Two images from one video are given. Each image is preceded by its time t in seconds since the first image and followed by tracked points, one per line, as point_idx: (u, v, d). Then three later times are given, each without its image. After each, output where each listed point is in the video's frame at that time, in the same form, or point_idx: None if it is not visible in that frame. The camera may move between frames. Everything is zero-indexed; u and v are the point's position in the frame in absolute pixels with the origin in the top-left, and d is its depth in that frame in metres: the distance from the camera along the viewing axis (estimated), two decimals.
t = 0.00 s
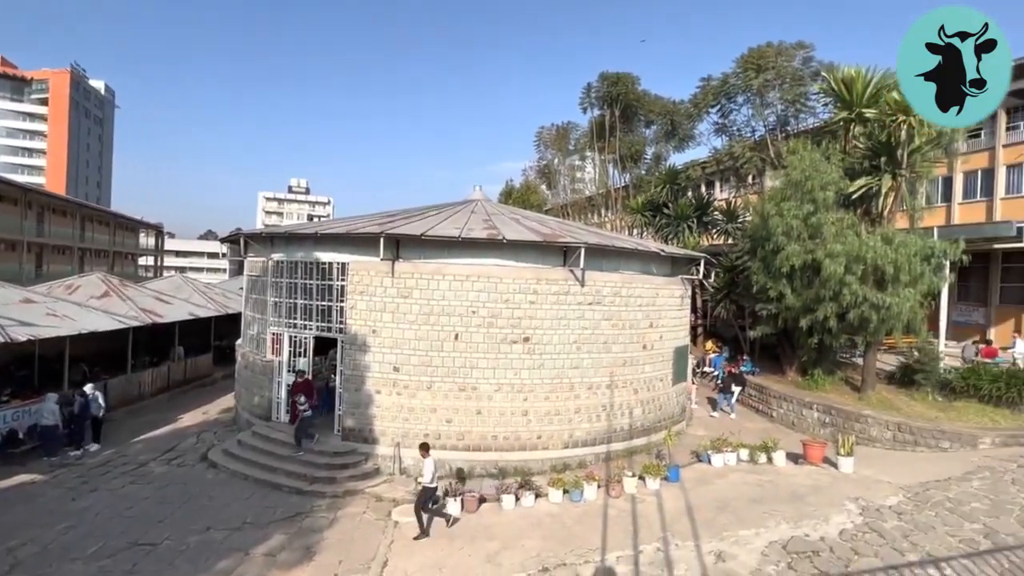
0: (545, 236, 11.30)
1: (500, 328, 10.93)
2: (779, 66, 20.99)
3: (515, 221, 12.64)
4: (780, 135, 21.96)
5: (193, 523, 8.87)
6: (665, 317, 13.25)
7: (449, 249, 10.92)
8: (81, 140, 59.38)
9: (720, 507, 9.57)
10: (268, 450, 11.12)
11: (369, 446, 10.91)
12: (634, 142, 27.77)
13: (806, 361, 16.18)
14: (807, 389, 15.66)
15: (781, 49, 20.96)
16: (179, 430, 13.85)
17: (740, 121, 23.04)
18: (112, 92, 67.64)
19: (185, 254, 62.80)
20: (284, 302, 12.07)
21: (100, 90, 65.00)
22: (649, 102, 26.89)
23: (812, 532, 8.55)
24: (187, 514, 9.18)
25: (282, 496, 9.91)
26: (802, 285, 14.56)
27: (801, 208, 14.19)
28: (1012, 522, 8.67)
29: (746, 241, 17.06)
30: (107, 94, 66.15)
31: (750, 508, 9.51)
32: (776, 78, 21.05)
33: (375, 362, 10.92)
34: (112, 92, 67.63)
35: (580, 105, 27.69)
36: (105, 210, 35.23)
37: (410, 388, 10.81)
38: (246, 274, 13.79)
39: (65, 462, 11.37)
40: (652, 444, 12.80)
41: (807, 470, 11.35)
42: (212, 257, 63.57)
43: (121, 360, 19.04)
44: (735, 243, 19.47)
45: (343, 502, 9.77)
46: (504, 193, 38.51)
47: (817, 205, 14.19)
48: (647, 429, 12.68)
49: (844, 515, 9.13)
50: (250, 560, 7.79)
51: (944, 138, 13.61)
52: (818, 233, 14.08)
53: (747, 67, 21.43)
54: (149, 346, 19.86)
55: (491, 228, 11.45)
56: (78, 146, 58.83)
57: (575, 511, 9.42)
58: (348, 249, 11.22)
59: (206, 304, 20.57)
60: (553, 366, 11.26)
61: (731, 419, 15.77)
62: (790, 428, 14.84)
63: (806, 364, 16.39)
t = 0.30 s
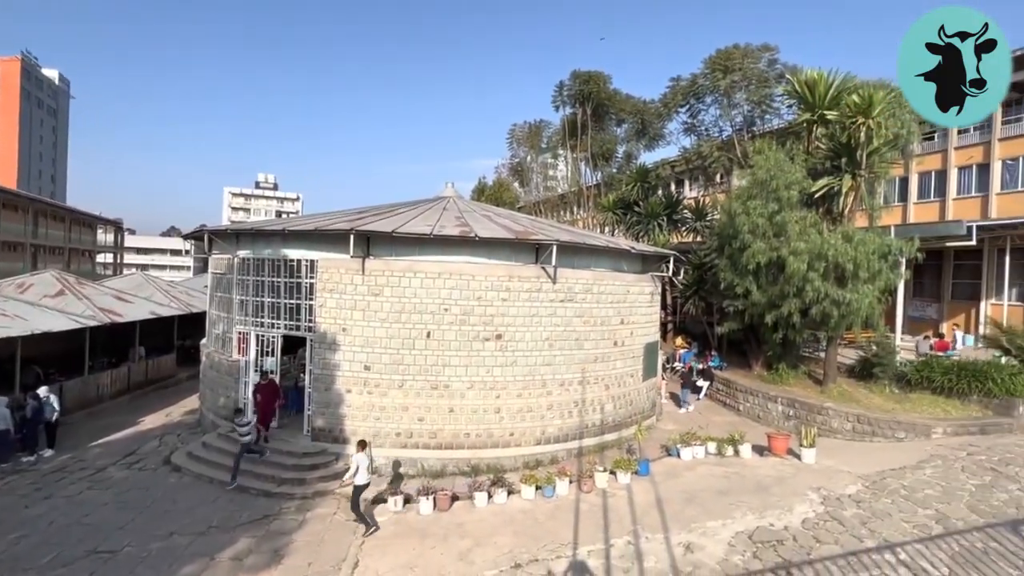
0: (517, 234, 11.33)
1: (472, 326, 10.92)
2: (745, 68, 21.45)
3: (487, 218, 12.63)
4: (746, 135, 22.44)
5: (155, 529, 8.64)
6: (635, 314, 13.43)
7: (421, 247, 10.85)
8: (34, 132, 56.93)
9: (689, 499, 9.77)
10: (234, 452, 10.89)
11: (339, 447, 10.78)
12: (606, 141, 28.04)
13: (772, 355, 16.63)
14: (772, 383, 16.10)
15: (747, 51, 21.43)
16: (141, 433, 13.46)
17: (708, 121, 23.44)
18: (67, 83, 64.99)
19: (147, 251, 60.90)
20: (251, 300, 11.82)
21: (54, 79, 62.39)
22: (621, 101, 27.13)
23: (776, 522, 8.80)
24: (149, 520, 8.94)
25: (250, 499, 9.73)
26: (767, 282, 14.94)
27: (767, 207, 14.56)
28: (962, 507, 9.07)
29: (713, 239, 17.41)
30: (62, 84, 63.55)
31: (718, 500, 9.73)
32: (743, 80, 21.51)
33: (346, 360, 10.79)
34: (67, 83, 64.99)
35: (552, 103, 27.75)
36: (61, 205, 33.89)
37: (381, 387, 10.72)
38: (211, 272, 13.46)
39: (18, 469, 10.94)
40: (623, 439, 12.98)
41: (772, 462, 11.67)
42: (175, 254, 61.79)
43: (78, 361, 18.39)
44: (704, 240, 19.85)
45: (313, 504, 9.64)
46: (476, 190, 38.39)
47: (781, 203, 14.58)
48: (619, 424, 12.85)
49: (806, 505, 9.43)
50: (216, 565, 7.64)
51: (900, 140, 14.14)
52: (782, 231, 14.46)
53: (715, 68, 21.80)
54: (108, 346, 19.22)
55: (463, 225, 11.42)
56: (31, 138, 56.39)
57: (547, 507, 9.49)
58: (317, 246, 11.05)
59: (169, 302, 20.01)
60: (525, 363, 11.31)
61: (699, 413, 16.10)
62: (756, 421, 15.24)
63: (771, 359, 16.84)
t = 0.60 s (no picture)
0: (486, 231, 11.33)
1: (441, 324, 10.88)
2: (709, 69, 21.89)
3: (456, 216, 12.59)
4: (710, 136, 22.92)
5: (109, 537, 8.34)
6: (603, 311, 13.59)
7: (388, 244, 10.74)
8: None
9: (655, 492, 9.97)
10: (193, 456, 10.58)
11: (304, 448, 10.60)
12: (574, 140, 28.24)
13: (734, 350, 17.06)
14: (735, 377, 16.53)
15: (711, 53, 21.88)
16: (94, 439, 12.95)
17: (673, 121, 23.84)
18: (11, 72, 61.82)
19: (100, 249, 58.59)
20: (211, 299, 11.50)
21: None
22: (588, 100, 27.31)
23: (738, 512, 9.06)
24: (103, 529, 8.62)
25: (211, 504, 9.48)
26: (730, 279, 15.34)
27: (729, 206, 14.95)
28: (911, 493, 9.49)
29: (679, 238, 17.76)
30: (6, 73, 60.45)
31: (684, 492, 9.96)
32: (707, 81, 21.95)
33: (311, 360, 10.61)
34: (11, 72, 61.81)
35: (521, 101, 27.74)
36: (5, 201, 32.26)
37: (348, 387, 10.57)
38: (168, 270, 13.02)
39: None
40: (591, 434, 13.14)
41: (734, 454, 12.00)
42: (131, 252, 59.62)
43: (25, 364, 17.57)
44: (669, 238, 20.24)
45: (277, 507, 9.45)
46: (445, 188, 38.21)
47: (743, 203, 14.99)
48: (587, 420, 13.00)
49: (767, 495, 9.73)
50: (175, 573, 7.42)
51: (855, 142, 14.64)
52: (744, 230, 14.86)
53: (680, 69, 22.20)
54: (58, 348, 18.42)
55: (431, 223, 11.35)
56: None
57: (516, 503, 9.53)
58: (280, 244, 10.82)
59: (124, 302, 19.29)
60: (494, 360, 11.33)
61: (665, 407, 16.44)
62: (720, 414, 15.65)
63: (734, 354, 17.27)
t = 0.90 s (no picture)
0: (450, 229, 11.29)
1: (405, 323, 10.79)
2: (670, 71, 22.29)
3: (421, 214, 12.50)
4: (671, 136, 23.38)
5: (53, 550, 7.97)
6: (568, 309, 13.72)
7: (351, 242, 10.59)
8: None
9: (618, 487, 10.14)
10: (145, 463, 10.20)
11: (264, 451, 10.36)
12: (539, 138, 28.36)
13: (695, 346, 17.48)
14: (695, 372, 16.93)
15: (672, 55, 22.27)
16: (37, 446, 12.35)
17: (636, 121, 24.19)
18: None
19: (44, 246, 55.79)
20: (164, 299, 11.11)
21: None
22: (553, 99, 27.40)
23: (698, 504, 9.30)
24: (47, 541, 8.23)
25: (164, 511, 9.16)
26: (691, 277, 15.70)
27: (689, 206, 15.31)
28: (859, 481, 9.93)
29: (642, 236, 18.07)
30: None
31: (646, 486, 10.15)
32: (668, 83, 22.34)
33: (271, 361, 10.36)
34: None
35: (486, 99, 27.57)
36: None
37: (310, 388, 10.38)
38: (117, 269, 12.51)
39: None
40: (556, 431, 13.26)
41: (695, 447, 12.30)
42: (78, 250, 56.99)
43: None
44: (632, 237, 20.57)
45: (236, 512, 9.21)
46: (410, 185, 37.82)
47: (703, 203, 15.36)
48: (552, 417, 13.11)
49: (725, 486, 10.02)
50: None
51: (808, 145, 15.16)
52: (704, 229, 15.23)
53: (642, 70, 22.53)
54: None
55: (395, 220, 11.24)
56: None
57: (481, 502, 9.54)
58: (238, 242, 10.53)
59: (70, 303, 18.44)
60: (460, 359, 11.31)
61: (629, 403, 16.73)
62: (681, 409, 16.02)
63: (694, 350, 17.69)
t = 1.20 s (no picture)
0: (413, 227, 11.20)
1: (367, 322, 10.65)
2: (631, 73, 22.63)
3: (383, 211, 12.36)
4: (633, 137, 23.76)
5: None
6: (531, 307, 13.79)
7: (311, 240, 10.39)
8: None
9: (581, 483, 10.28)
10: (89, 470, 9.75)
11: (218, 456, 10.05)
12: (503, 137, 28.36)
13: (655, 343, 17.84)
14: (656, 369, 17.28)
15: (633, 58, 22.61)
16: None
17: (598, 122, 24.47)
18: None
19: None
20: (110, 299, 10.65)
21: None
22: (517, 98, 27.42)
23: (658, 498, 9.51)
24: None
25: (111, 522, 8.77)
26: (651, 275, 16.00)
27: (650, 206, 15.61)
28: (810, 471, 10.34)
29: (604, 235, 18.31)
30: None
31: (608, 481, 10.32)
32: (630, 84, 22.67)
33: (226, 362, 10.06)
34: None
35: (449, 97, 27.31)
36: None
37: (267, 390, 10.13)
38: (58, 268, 11.91)
39: None
40: (520, 429, 13.32)
41: (655, 442, 12.57)
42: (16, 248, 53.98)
43: None
44: (595, 236, 20.82)
45: (189, 520, 8.90)
46: (372, 182, 37.26)
47: (663, 203, 15.70)
48: (516, 415, 13.16)
49: (684, 480, 10.28)
50: None
51: (762, 148, 15.65)
52: (664, 229, 15.55)
53: (605, 72, 22.80)
54: None
55: (356, 218, 11.08)
56: None
57: (444, 502, 9.50)
58: (190, 239, 10.18)
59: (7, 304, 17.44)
60: (423, 359, 11.23)
61: (592, 400, 16.95)
62: (642, 405, 16.34)
63: (655, 347, 18.05)
